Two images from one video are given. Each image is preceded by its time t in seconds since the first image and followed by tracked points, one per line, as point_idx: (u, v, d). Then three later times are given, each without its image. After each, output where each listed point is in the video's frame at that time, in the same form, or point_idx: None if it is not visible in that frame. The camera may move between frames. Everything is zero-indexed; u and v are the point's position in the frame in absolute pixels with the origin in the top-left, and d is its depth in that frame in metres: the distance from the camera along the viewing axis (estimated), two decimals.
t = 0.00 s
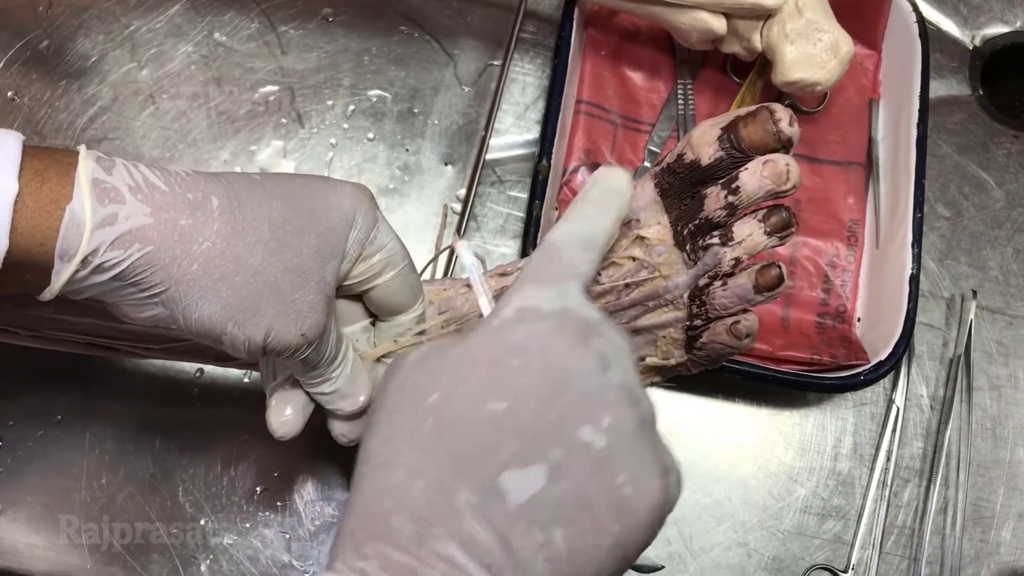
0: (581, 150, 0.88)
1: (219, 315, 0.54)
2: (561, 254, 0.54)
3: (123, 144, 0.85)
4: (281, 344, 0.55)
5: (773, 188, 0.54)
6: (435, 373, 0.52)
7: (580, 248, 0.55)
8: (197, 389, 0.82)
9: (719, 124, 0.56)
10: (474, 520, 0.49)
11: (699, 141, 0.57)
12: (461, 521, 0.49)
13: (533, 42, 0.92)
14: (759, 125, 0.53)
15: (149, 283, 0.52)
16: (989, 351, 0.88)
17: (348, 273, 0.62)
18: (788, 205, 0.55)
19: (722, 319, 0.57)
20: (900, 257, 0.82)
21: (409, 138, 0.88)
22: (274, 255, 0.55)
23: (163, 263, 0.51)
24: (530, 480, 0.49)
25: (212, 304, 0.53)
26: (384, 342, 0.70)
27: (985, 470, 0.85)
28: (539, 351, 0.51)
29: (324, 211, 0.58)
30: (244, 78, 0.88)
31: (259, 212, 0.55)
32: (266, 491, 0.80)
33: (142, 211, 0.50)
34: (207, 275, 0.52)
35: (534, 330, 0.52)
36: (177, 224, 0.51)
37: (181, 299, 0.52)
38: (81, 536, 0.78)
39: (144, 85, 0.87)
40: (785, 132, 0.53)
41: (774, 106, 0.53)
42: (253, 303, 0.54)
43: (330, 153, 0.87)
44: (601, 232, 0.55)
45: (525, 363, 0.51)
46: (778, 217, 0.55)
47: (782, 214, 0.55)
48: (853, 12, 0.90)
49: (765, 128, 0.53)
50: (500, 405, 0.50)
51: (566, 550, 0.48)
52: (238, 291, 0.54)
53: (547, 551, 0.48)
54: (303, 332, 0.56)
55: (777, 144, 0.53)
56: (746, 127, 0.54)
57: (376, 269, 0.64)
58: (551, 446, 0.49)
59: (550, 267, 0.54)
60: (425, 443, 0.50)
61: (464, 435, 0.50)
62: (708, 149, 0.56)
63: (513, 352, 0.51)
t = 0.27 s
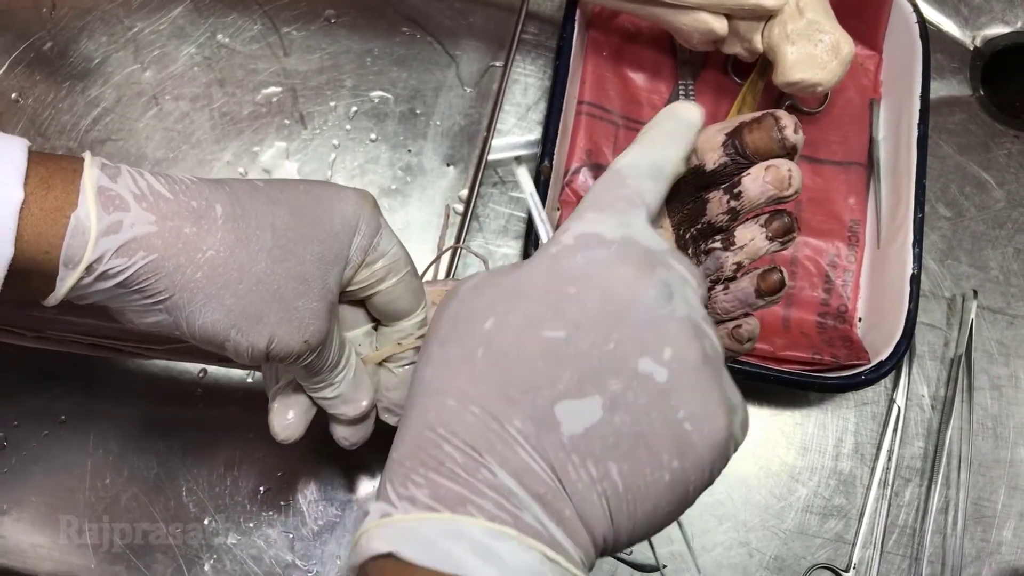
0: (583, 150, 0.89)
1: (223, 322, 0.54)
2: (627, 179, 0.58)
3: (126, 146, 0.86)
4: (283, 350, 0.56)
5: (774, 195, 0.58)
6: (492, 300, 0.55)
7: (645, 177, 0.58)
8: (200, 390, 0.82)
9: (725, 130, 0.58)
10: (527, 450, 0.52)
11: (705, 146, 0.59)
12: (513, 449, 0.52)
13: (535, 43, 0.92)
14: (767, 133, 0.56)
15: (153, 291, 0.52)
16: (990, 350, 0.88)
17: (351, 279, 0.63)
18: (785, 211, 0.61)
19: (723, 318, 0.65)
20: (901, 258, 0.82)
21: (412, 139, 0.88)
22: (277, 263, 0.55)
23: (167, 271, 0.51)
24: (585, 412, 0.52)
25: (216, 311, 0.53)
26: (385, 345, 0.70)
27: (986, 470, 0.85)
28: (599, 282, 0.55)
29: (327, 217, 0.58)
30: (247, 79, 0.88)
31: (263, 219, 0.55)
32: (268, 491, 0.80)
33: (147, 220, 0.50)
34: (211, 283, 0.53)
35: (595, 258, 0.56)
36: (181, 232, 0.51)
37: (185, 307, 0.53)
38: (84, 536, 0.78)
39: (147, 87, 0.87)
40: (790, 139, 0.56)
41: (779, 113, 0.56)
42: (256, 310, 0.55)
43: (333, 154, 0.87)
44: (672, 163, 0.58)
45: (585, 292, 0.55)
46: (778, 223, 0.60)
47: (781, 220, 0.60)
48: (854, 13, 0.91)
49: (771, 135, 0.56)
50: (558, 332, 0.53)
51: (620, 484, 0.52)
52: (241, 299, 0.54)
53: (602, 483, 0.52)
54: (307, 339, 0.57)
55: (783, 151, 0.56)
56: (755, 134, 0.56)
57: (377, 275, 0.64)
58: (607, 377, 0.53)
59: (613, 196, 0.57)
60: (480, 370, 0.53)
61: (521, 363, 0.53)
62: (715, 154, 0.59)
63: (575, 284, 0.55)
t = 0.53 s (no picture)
0: (585, 149, 0.89)
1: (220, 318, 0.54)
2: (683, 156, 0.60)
3: (128, 144, 0.86)
4: (283, 346, 0.56)
5: (776, 191, 0.59)
6: (538, 276, 0.56)
7: (703, 156, 0.60)
8: (202, 388, 0.82)
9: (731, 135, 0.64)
10: (561, 432, 0.53)
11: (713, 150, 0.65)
12: (547, 431, 0.53)
13: (537, 42, 0.92)
14: (769, 132, 0.61)
15: (151, 285, 0.52)
16: (993, 349, 0.88)
17: (349, 274, 0.63)
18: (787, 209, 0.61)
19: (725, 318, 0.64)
20: (904, 256, 0.82)
21: (413, 138, 0.88)
22: (276, 257, 0.55)
23: (165, 266, 0.51)
24: (625, 398, 0.54)
25: (214, 307, 0.53)
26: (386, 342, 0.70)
27: (988, 468, 0.85)
28: (645, 266, 0.56)
29: (326, 214, 0.59)
30: (248, 78, 0.88)
31: (260, 214, 0.55)
32: (270, 490, 0.80)
33: (144, 214, 0.50)
34: (210, 278, 0.53)
35: (644, 240, 0.57)
36: (178, 227, 0.51)
37: (184, 302, 0.53)
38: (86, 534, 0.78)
39: (149, 85, 0.87)
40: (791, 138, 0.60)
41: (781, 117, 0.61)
42: (254, 306, 0.55)
43: (335, 152, 0.87)
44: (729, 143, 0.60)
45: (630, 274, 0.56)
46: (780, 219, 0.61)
47: (783, 217, 0.61)
48: (856, 11, 0.90)
49: (774, 135, 0.61)
50: (601, 313, 0.55)
51: (653, 472, 0.53)
52: (241, 296, 0.54)
53: (635, 471, 0.53)
54: (305, 334, 0.57)
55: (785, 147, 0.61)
56: (760, 132, 0.61)
57: (376, 271, 0.64)
58: (650, 364, 0.54)
59: (670, 172, 0.59)
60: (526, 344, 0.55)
61: (564, 339, 0.54)
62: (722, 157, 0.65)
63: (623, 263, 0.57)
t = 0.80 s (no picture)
0: (584, 145, 0.88)
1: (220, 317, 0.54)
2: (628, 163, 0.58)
3: (128, 141, 0.86)
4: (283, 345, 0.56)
5: (773, 191, 0.59)
6: (490, 289, 0.55)
7: (645, 162, 0.58)
8: (202, 385, 0.82)
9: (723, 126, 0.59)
10: (520, 441, 0.52)
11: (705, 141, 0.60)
12: (506, 440, 0.52)
13: (535, 38, 0.92)
14: (764, 128, 0.56)
15: (152, 286, 0.52)
16: (992, 345, 0.88)
17: (350, 275, 0.63)
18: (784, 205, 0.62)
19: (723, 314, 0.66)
20: (902, 253, 0.82)
21: (413, 134, 0.88)
22: (276, 258, 0.55)
23: (168, 266, 0.51)
24: (580, 402, 0.52)
25: (214, 307, 0.53)
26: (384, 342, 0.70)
27: (987, 464, 0.85)
28: (594, 268, 0.55)
29: (327, 215, 0.59)
30: (247, 75, 0.88)
31: (261, 216, 0.55)
32: (270, 486, 0.80)
33: (147, 215, 0.50)
34: (210, 279, 0.53)
35: (589, 245, 0.56)
36: (180, 228, 0.51)
37: (184, 302, 0.53)
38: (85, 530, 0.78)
39: (149, 83, 0.87)
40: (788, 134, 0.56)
41: (778, 110, 0.56)
42: (255, 305, 0.55)
43: (334, 149, 0.87)
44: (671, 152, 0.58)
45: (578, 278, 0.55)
46: (776, 218, 0.61)
47: (779, 215, 0.61)
48: (855, 8, 0.90)
49: (770, 131, 0.56)
50: (552, 321, 0.53)
51: (614, 473, 0.52)
52: (241, 294, 0.54)
53: (595, 474, 0.52)
54: (305, 335, 0.57)
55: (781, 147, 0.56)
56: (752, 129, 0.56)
57: (377, 271, 0.64)
58: (602, 367, 0.53)
59: (614, 179, 0.58)
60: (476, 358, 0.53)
61: (515, 350, 0.53)
62: (715, 150, 0.59)
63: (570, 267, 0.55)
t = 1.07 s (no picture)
0: (582, 142, 0.88)
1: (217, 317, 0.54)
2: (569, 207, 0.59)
3: (126, 138, 0.86)
4: (282, 344, 0.56)
5: (770, 188, 0.59)
6: (442, 324, 0.55)
7: (587, 207, 0.60)
8: (200, 381, 0.82)
9: (719, 124, 0.60)
10: (476, 469, 0.52)
11: (699, 140, 0.61)
12: (463, 469, 0.52)
13: (534, 35, 0.92)
14: (760, 125, 0.57)
15: (150, 287, 0.52)
16: (990, 341, 0.88)
17: (349, 273, 0.63)
18: (782, 205, 0.60)
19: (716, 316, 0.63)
20: (900, 249, 0.82)
21: (411, 131, 0.88)
22: (274, 258, 0.55)
23: (164, 268, 0.51)
24: (532, 428, 0.53)
25: (211, 307, 0.53)
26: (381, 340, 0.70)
27: (985, 460, 0.85)
28: (540, 297, 0.55)
29: (324, 213, 0.59)
30: (246, 71, 0.88)
31: (259, 215, 0.55)
32: (268, 481, 0.80)
33: (144, 216, 0.50)
34: (207, 279, 0.52)
35: (534, 280, 0.56)
36: (177, 228, 0.51)
37: (182, 302, 0.53)
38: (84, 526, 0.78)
39: (147, 79, 0.88)
40: (784, 132, 0.57)
41: (773, 108, 0.57)
42: (252, 305, 0.54)
43: (332, 146, 0.87)
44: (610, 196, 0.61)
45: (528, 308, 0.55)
46: (773, 216, 0.60)
47: (777, 214, 0.60)
48: (853, 5, 0.90)
49: (765, 128, 0.57)
50: (504, 352, 0.54)
51: (567, 498, 0.53)
52: (239, 292, 0.54)
53: (550, 499, 0.53)
54: (303, 334, 0.57)
55: (777, 144, 0.57)
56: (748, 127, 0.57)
57: (376, 271, 0.65)
58: (552, 396, 0.53)
59: (559, 221, 0.59)
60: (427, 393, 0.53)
61: (467, 382, 0.53)
62: (707, 148, 0.61)
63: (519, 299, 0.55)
